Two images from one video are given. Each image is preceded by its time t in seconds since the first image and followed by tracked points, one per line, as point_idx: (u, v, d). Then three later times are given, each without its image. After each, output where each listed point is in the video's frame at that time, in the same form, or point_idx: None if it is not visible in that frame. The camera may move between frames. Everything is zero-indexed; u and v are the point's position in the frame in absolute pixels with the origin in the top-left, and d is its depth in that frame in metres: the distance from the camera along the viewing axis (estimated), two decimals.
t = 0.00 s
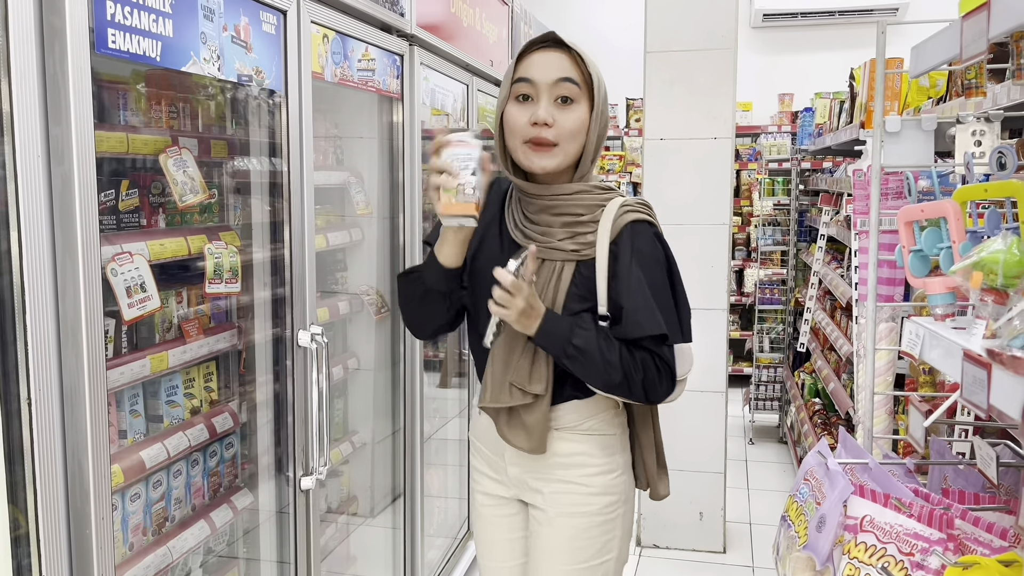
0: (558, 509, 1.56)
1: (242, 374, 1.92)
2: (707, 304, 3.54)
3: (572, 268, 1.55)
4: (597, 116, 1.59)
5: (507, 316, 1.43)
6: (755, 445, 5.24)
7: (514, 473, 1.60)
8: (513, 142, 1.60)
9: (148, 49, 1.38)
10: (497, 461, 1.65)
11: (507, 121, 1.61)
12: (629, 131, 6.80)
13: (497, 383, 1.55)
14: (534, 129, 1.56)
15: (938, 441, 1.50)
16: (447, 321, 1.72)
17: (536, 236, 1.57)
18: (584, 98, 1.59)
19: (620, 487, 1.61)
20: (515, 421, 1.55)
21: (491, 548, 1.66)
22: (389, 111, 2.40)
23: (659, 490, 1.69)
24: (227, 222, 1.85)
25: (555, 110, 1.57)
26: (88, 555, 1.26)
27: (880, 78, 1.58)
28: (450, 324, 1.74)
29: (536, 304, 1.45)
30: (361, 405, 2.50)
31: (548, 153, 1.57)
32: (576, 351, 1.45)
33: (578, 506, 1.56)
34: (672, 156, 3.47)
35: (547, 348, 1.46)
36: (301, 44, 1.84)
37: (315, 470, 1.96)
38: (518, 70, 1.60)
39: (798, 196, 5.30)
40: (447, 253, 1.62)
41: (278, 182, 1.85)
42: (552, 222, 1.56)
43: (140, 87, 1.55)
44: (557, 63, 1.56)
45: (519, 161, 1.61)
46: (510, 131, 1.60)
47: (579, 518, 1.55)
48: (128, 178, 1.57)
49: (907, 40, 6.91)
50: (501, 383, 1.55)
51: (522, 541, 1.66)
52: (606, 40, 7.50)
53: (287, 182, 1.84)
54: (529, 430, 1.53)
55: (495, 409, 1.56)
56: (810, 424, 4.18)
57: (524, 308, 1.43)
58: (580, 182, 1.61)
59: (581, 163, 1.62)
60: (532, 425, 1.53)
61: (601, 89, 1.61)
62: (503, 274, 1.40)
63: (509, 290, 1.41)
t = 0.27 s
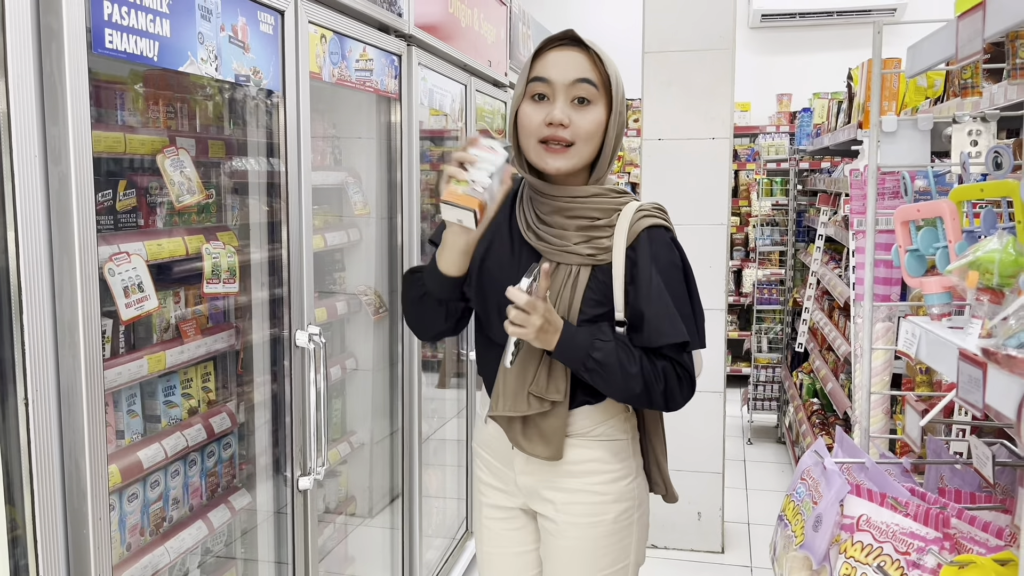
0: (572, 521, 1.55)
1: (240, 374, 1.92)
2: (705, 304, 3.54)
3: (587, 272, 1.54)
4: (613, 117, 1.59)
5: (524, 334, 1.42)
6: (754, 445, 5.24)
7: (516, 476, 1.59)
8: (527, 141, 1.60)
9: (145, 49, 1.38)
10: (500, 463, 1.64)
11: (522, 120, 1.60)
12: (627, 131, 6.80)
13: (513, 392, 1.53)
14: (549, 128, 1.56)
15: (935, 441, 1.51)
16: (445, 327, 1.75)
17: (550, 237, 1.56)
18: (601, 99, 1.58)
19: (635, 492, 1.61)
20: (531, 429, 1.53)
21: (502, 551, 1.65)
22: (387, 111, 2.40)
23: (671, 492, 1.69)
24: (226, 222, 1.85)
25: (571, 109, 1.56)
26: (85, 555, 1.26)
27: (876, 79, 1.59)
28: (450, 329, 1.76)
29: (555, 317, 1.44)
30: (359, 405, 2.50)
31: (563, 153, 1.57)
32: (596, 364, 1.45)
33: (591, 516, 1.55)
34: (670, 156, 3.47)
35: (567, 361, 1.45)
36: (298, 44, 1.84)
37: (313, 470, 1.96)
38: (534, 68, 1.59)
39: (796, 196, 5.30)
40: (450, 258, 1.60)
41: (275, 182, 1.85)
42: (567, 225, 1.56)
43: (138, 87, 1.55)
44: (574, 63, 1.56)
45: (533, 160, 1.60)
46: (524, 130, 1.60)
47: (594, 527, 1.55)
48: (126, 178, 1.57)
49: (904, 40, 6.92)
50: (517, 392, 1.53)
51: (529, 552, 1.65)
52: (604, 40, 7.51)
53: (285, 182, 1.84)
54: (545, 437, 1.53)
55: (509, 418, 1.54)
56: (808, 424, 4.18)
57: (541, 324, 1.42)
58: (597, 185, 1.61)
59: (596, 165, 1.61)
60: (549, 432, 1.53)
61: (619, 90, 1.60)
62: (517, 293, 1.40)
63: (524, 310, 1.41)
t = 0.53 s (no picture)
0: (568, 534, 1.54)
1: (239, 375, 1.92)
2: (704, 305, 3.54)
3: (585, 266, 1.55)
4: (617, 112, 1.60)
5: (524, 289, 1.44)
6: (752, 446, 5.24)
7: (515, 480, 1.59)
8: (530, 135, 1.60)
9: (143, 50, 1.38)
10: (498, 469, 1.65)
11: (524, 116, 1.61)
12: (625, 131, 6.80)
13: (511, 388, 1.53)
14: (552, 121, 1.56)
15: (931, 442, 1.52)
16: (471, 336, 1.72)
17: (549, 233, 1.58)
18: (603, 95, 1.60)
19: (638, 506, 1.59)
20: (528, 426, 1.53)
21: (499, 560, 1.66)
22: (386, 111, 2.40)
23: (677, 512, 1.67)
24: (224, 223, 1.85)
25: (573, 102, 1.57)
26: (83, 555, 1.26)
27: (874, 80, 1.59)
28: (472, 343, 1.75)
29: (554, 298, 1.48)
30: (357, 406, 2.50)
31: (566, 145, 1.57)
32: (593, 350, 1.44)
33: (590, 530, 1.54)
34: (668, 156, 3.47)
35: (562, 348, 1.46)
36: (296, 45, 1.84)
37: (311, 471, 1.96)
38: (536, 66, 1.61)
39: (794, 196, 5.31)
40: (473, 260, 1.63)
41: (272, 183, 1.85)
42: (566, 221, 1.57)
43: (136, 87, 1.55)
44: (578, 59, 1.57)
45: (537, 154, 1.60)
46: (527, 126, 1.60)
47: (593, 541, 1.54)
48: (124, 179, 1.57)
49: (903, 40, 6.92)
50: (515, 388, 1.53)
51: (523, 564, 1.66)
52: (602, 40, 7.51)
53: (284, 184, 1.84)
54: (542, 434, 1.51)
55: (507, 415, 1.54)
56: (807, 424, 4.18)
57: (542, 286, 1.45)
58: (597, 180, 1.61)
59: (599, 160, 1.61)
60: (546, 431, 1.51)
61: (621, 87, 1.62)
62: (526, 244, 1.45)
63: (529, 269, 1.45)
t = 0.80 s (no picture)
0: (557, 542, 1.52)
1: (237, 374, 1.91)
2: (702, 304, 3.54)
3: (581, 264, 1.54)
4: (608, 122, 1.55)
5: (513, 280, 1.43)
6: (751, 445, 5.24)
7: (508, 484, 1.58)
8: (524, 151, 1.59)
9: (142, 49, 1.38)
10: (492, 471, 1.64)
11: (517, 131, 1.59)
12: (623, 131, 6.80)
13: (506, 381, 1.54)
14: (540, 143, 1.54)
15: (930, 440, 1.52)
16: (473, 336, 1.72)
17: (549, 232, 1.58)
18: (593, 105, 1.54)
19: (633, 516, 1.57)
20: (521, 421, 1.53)
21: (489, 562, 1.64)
22: (384, 111, 2.40)
23: (677, 523, 1.66)
24: (222, 222, 1.85)
25: (562, 120, 1.53)
26: (82, 555, 1.26)
27: (872, 79, 1.59)
28: (476, 342, 1.75)
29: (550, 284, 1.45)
30: (356, 406, 2.50)
31: (556, 164, 1.55)
32: (588, 340, 1.43)
33: (581, 539, 1.52)
34: (667, 156, 3.47)
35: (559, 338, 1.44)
36: (294, 44, 1.84)
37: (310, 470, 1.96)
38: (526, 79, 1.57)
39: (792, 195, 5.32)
40: (468, 258, 1.64)
41: (271, 182, 1.85)
42: (565, 219, 1.57)
43: (134, 87, 1.55)
44: (564, 74, 1.52)
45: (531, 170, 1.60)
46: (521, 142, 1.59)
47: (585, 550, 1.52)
48: (122, 178, 1.57)
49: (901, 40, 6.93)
50: (509, 382, 1.53)
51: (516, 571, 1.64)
52: (601, 40, 7.50)
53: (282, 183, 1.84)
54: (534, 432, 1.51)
55: (501, 408, 1.54)
56: (805, 424, 4.19)
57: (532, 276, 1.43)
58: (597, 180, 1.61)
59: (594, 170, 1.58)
60: (538, 427, 1.50)
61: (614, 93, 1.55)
62: (515, 234, 1.42)
63: (518, 260, 1.42)
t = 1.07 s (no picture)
0: (542, 542, 1.46)
1: (237, 374, 1.91)
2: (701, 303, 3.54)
3: (563, 266, 1.46)
4: (593, 120, 1.45)
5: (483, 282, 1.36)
6: (750, 445, 5.24)
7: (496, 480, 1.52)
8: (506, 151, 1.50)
9: (141, 48, 1.37)
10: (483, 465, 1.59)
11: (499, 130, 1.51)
12: (623, 131, 6.80)
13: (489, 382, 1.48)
14: (522, 144, 1.45)
15: (930, 439, 1.52)
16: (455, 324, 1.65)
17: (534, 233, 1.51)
18: (578, 102, 1.45)
19: (620, 519, 1.49)
20: (505, 422, 1.47)
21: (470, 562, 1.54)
22: (384, 110, 2.40)
23: (674, 528, 1.56)
24: (222, 222, 1.84)
25: (543, 119, 1.44)
26: (82, 555, 1.26)
27: (873, 77, 1.59)
28: (460, 327, 1.67)
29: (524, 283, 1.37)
30: (355, 406, 2.50)
31: (537, 165, 1.46)
32: (561, 344, 1.35)
33: (564, 540, 1.45)
34: (666, 155, 3.47)
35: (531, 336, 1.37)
36: (294, 44, 1.84)
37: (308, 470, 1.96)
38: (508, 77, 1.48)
39: (792, 195, 5.32)
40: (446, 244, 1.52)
41: (271, 182, 1.85)
42: (550, 220, 1.49)
43: (133, 86, 1.55)
44: (545, 70, 1.42)
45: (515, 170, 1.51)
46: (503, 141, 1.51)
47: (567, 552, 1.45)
48: (122, 177, 1.57)
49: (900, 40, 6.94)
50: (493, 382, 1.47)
51: None
52: (600, 40, 7.51)
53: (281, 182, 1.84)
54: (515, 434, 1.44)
55: (487, 410, 1.48)
56: (804, 423, 4.18)
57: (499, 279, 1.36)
58: (584, 179, 1.51)
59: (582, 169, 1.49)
60: (520, 430, 1.43)
61: (599, 89, 1.46)
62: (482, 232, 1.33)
63: (473, 266, 1.37)
